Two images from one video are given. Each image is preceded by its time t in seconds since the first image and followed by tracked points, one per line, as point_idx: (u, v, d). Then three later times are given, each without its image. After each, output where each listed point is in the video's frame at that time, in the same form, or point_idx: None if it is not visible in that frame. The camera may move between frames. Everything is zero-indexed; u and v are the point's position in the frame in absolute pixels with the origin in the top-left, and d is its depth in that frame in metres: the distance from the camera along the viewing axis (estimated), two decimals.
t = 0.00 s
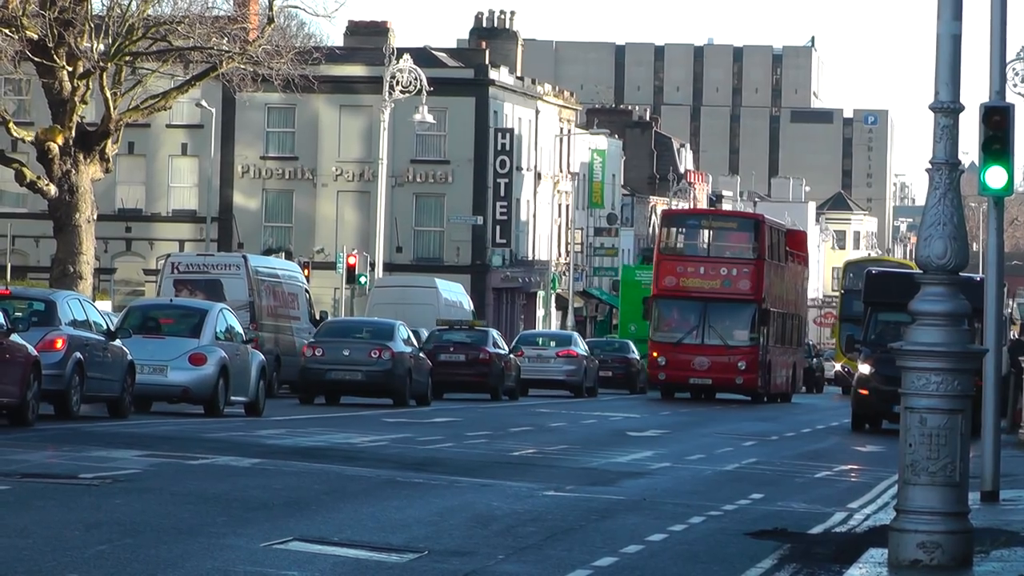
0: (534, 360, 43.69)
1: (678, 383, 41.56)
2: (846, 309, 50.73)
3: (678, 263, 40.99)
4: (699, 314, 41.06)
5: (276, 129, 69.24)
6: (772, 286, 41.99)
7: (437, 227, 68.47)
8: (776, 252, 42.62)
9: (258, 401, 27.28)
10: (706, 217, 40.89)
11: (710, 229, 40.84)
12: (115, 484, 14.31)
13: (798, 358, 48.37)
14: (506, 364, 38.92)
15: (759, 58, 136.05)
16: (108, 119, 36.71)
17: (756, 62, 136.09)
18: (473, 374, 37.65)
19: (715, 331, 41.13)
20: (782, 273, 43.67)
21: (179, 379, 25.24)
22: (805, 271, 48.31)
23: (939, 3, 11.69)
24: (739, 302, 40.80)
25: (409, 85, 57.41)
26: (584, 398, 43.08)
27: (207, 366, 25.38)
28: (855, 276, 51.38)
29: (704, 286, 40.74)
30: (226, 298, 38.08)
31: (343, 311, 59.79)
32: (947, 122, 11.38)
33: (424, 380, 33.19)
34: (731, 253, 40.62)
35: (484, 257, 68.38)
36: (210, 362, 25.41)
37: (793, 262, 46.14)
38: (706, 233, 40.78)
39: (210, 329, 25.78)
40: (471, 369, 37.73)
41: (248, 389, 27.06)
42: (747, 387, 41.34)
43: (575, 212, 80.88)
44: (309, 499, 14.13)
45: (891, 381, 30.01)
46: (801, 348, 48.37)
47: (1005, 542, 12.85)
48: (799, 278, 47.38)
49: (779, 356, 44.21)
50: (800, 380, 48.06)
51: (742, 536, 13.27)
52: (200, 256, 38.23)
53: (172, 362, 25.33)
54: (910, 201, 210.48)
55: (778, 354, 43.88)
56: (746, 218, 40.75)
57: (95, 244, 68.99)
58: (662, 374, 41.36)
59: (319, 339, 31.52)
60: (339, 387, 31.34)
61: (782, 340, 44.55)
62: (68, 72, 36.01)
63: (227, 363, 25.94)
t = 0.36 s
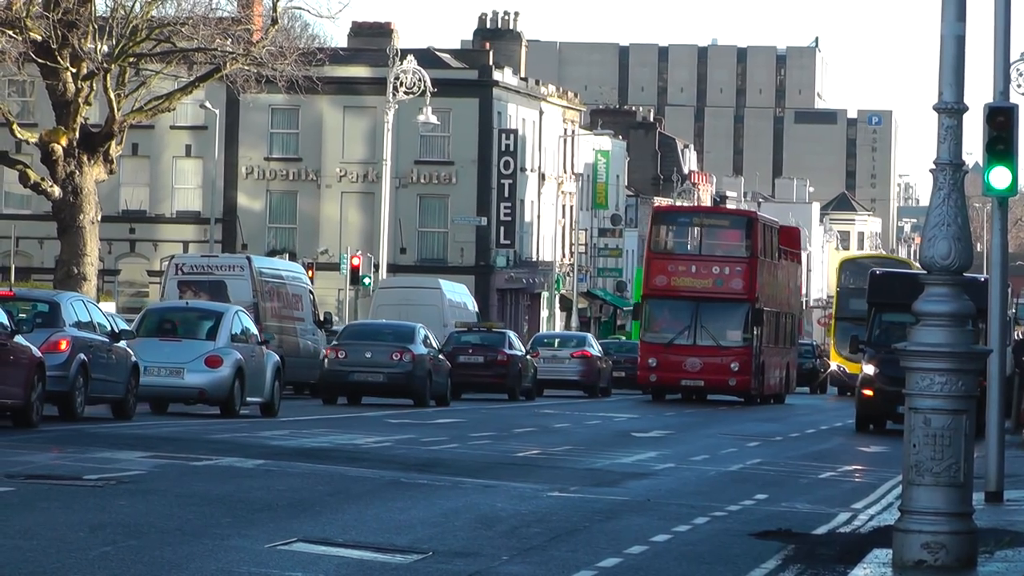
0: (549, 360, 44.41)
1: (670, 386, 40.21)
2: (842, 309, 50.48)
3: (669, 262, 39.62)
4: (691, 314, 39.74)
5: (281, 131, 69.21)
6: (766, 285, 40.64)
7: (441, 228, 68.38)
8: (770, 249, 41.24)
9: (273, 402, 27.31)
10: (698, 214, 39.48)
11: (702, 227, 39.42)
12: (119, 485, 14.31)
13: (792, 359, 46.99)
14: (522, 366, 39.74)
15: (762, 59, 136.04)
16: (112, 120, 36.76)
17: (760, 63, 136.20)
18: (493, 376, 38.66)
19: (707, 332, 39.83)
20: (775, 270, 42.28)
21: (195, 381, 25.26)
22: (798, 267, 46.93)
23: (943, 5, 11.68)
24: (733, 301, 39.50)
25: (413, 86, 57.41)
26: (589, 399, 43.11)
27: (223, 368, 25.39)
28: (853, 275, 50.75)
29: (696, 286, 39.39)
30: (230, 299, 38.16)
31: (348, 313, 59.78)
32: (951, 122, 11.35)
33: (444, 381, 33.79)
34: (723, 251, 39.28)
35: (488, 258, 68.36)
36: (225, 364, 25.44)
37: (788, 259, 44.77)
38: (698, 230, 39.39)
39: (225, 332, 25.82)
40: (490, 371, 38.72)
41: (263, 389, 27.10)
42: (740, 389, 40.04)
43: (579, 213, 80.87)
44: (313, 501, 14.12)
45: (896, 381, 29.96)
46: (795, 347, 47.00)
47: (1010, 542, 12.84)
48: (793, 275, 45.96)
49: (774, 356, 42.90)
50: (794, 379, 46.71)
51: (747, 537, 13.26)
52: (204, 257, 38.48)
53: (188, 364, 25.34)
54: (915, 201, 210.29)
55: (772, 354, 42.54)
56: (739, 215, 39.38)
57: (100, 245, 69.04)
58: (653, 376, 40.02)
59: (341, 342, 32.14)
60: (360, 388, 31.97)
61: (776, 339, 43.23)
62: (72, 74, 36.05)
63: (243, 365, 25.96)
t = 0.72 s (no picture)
0: (561, 361, 44.74)
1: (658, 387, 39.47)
2: (833, 310, 50.06)
3: (658, 260, 38.87)
4: (680, 313, 39.01)
5: (282, 131, 69.26)
6: (757, 284, 39.91)
7: (442, 228, 68.36)
8: (762, 247, 40.51)
9: (289, 402, 27.38)
10: (688, 211, 38.72)
11: (691, 224, 38.69)
12: (121, 485, 14.31)
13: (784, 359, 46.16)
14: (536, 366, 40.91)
15: (764, 60, 136.17)
16: (113, 120, 36.76)
17: (762, 63, 136.33)
18: (508, 376, 39.69)
19: (696, 332, 39.10)
20: (767, 268, 41.55)
21: (213, 383, 25.28)
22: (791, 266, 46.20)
23: (945, 5, 11.68)
24: (723, 301, 38.74)
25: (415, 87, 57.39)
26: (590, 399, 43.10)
27: (241, 370, 25.42)
28: (846, 275, 49.92)
29: (686, 285, 38.64)
30: (231, 299, 38.18)
31: (349, 313, 59.71)
32: (953, 123, 11.36)
33: (461, 382, 34.80)
34: (714, 249, 38.53)
35: (489, 258, 68.31)
36: (244, 366, 25.47)
37: (779, 258, 44.06)
38: (687, 228, 38.65)
39: (244, 334, 25.87)
40: (507, 371, 39.73)
41: (280, 390, 27.18)
42: (730, 391, 39.29)
43: (580, 214, 80.80)
44: (314, 501, 14.12)
45: (898, 382, 29.93)
46: (786, 348, 46.22)
47: (1011, 543, 12.83)
48: (784, 273, 45.21)
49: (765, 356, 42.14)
50: (785, 380, 45.88)
51: (749, 537, 13.27)
52: (206, 257, 38.58)
53: (206, 366, 25.36)
54: (917, 202, 210.11)
55: (763, 354, 41.76)
56: (730, 213, 38.62)
57: (102, 246, 69.12)
58: (641, 377, 39.29)
59: (362, 343, 33.40)
60: (380, 388, 33.14)
61: (768, 338, 42.47)
62: (74, 75, 36.03)
63: (260, 367, 25.99)
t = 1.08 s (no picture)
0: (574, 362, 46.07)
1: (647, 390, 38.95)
2: (824, 310, 50.10)
3: (646, 258, 38.49)
4: (669, 313, 38.62)
5: (285, 131, 69.28)
6: (748, 283, 39.53)
7: (444, 229, 68.44)
8: (752, 245, 40.19)
9: (307, 402, 27.49)
10: (677, 207, 38.37)
11: (680, 221, 38.33)
12: (122, 485, 14.29)
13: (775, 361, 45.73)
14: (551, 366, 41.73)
15: (766, 61, 136.26)
16: (115, 120, 36.79)
17: (765, 64, 136.38)
18: (524, 376, 40.62)
19: (686, 332, 38.69)
20: (757, 267, 41.21)
21: (235, 381, 25.32)
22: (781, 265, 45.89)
23: (947, 6, 11.67)
24: (713, 300, 38.35)
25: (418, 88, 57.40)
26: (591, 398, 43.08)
27: (262, 370, 25.45)
28: (839, 275, 49.69)
29: (675, 284, 38.25)
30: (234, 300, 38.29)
31: (351, 314, 59.72)
32: (955, 125, 11.36)
33: (479, 382, 35.69)
34: (704, 247, 38.18)
35: (492, 259, 68.30)
36: (265, 365, 25.51)
37: (770, 257, 43.72)
38: (676, 224, 38.30)
39: (265, 334, 25.92)
40: (521, 371, 40.69)
41: (299, 390, 27.28)
42: (720, 393, 38.86)
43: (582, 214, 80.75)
44: (315, 501, 14.11)
45: (900, 384, 29.92)
46: (777, 349, 45.83)
47: (1013, 545, 12.81)
48: (775, 274, 44.86)
49: (756, 357, 41.76)
50: (776, 382, 45.45)
51: (750, 538, 13.25)
52: (208, 257, 38.52)
53: (228, 365, 25.41)
54: (920, 203, 209.96)
55: (754, 354, 41.34)
56: (720, 209, 38.26)
57: (103, 246, 69.09)
58: (630, 378, 38.80)
59: (382, 344, 33.91)
60: (399, 387, 33.71)
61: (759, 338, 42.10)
62: (76, 74, 36.07)
63: (280, 366, 26.01)
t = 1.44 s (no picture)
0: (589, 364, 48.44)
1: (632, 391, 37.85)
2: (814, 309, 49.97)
3: (631, 256, 37.17)
4: (654, 312, 37.42)
5: (284, 133, 69.25)
6: (736, 281, 38.36)
7: (444, 231, 68.45)
8: (740, 241, 38.97)
9: (325, 402, 27.74)
10: (663, 203, 37.04)
11: (667, 218, 37.04)
12: (122, 488, 14.30)
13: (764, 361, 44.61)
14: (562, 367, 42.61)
15: (765, 63, 136.33)
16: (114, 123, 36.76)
17: (764, 66, 136.45)
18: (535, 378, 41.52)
19: (672, 332, 37.51)
20: (745, 263, 40.03)
21: (255, 384, 25.47)
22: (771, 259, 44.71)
23: (946, 7, 11.66)
24: (700, 299, 37.19)
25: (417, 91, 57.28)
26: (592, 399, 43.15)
27: (282, 373, 25.62)
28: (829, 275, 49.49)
29: (661, 282, 37.02)
30: (233, 302, 38.45)
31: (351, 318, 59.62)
32: (954, 127, 11.36)
33: (492, 384, 36.45)
34: (691, 244, 36.90)
35: (491, 261, 68.26)
36: (285, 369, 25.67)
37: (759, 252, 42.53)
38: (662, 221, 37.02)
39: (284, 339, 26.06)
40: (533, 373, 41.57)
41: (316, 392, 27.43)
42: (707, 395, 37.78)
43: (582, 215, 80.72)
44: (315, 504, 14.12)
45: (900, 386, 29.87)
46: (766, 346, 44.67)
47: (1013, 546, 12.83)
48: (763, 269, 43.67)
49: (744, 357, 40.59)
50: (767, 382, 44.32)
51: (750, 540, 13.25)
52: (206, 260, 38.63)
53: (249, 369, 25.54)
54: (919, 205, 210.07)
55: (742, 354, 40.19)
56: (708, 205, 36.99)
57: (103, 248, 68.98)
58: (614, 379, 37.72)
59: (398, 347, 34.66)
60: (415, 389, 34.44)
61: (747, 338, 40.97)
62: (74, 77, 36.09)
63: (299, 369, 26.23)
